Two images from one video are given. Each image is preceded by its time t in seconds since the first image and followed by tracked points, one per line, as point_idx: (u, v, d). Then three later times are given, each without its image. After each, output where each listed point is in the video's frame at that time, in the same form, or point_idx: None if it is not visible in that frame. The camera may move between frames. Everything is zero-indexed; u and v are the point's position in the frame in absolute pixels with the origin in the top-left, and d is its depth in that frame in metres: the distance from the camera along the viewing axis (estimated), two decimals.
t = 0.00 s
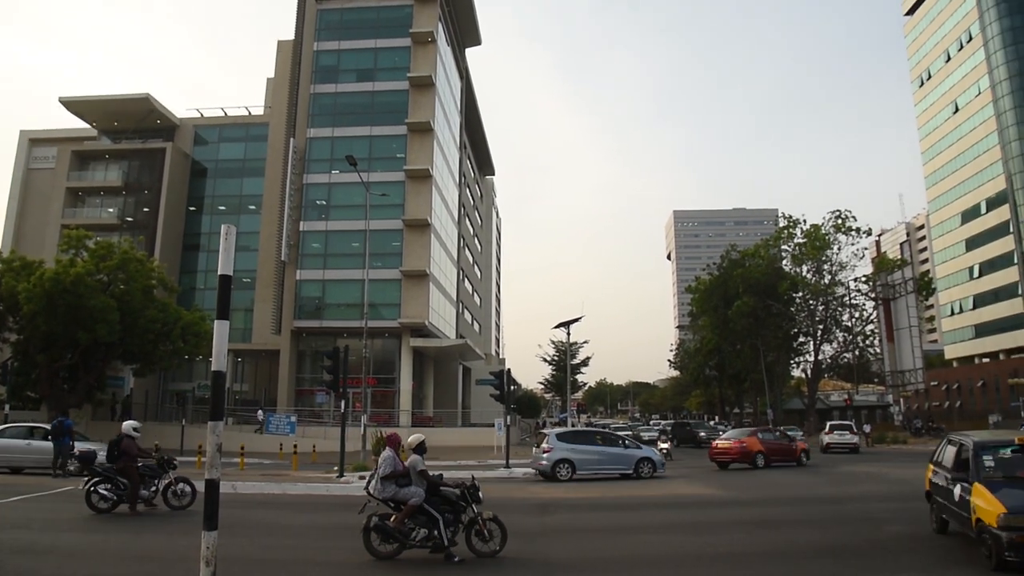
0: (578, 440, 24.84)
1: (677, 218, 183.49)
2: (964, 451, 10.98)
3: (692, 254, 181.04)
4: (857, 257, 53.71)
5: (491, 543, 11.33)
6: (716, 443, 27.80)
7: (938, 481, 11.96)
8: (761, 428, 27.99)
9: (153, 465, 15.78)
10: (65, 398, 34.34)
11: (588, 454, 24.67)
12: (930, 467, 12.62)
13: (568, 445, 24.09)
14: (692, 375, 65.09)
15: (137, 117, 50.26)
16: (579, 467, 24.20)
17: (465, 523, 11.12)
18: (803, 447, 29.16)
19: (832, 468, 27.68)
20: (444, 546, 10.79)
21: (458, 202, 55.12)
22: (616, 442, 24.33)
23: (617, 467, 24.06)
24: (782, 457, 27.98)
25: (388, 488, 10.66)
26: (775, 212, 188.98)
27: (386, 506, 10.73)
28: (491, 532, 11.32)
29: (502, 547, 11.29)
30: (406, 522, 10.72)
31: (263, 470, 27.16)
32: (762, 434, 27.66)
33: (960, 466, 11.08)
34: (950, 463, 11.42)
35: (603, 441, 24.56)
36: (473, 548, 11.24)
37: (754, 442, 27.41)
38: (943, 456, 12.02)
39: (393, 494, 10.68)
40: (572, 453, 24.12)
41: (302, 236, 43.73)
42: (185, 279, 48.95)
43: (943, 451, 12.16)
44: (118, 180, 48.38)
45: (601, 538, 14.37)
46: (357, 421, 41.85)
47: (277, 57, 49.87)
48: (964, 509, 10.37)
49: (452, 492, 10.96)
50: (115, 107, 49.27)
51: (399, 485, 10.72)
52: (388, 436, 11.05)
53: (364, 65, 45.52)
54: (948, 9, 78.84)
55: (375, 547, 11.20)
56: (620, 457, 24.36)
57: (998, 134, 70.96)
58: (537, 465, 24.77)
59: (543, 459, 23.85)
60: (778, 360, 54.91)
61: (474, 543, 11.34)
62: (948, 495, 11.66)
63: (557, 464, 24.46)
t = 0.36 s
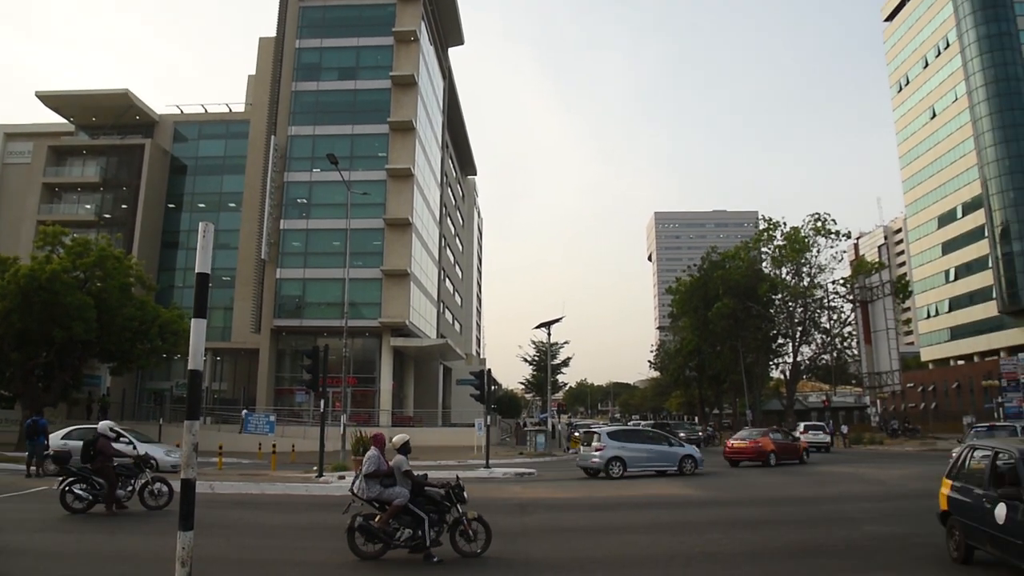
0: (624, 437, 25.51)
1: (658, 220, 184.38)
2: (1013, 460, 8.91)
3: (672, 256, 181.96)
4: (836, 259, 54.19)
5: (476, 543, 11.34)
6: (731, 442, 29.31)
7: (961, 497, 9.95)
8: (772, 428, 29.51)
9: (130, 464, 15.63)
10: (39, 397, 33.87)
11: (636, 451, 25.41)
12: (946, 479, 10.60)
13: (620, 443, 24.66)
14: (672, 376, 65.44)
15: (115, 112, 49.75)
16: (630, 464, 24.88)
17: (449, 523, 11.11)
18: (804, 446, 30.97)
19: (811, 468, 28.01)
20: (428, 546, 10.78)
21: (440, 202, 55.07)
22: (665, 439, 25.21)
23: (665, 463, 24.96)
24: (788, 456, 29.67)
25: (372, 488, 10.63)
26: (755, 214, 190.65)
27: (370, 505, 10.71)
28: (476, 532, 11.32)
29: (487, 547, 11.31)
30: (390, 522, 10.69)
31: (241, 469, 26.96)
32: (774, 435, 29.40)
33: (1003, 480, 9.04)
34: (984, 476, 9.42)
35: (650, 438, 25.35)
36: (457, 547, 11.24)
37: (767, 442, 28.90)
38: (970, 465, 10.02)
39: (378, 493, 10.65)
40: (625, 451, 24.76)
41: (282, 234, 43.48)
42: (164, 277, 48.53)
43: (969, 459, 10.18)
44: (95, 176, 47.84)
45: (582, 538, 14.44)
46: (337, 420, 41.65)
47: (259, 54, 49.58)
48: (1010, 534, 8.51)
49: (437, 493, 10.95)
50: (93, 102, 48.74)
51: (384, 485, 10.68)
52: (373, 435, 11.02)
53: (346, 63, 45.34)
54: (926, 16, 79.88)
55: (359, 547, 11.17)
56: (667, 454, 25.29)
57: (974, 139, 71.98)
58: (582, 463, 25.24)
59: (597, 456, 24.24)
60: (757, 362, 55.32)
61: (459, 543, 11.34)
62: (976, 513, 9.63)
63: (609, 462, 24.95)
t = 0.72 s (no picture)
0: (660, 436, 26.59)
1: (640, 221, 185.29)
2: None
3: (653, 257, 182.79)
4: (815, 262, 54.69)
5: (456, 543, 11.33)
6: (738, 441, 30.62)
7: None
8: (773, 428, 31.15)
9: (104, 464, 15.45)
10: (12, 396, 33.35)
11: (672, 450, 26.51)
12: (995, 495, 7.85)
13: (663, 441, 25.70)
14: (652, 376, 65.76)
15: (92, 108, 49.13)
16: (670, 461, 25.93)
17: (428, 522, 11.10)
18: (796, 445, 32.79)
19: (788, 469, 28.31)
20: (408, 546, 10.75)
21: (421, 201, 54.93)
22: (700, 438, 26.55)
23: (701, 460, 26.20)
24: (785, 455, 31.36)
25: (351, 488, 10.57)
26: (735, 216, 192.20)
27: (349, 506, 10.65)
28: (455, 532, 11.32)
29: (467, 546, 11.32)
30: (370, 522, 10.65)
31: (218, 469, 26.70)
32: (772, 434, 31.33)
33: None
34: None
35: (684, 437, 26.61)
36: (437, 547, 11.24)
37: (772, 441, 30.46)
38: None
39: (357, 494, 10.59)
40: (666, 449, 25.81)
41: (262, 232, 43.18)
42: (142, 274, 48.05)
43: None
44: (72, 171, 47.23)
45: (562, 538, 14.48)
46: (316, 420, 41.41)
47: (240, 51, 49.24)
48: None
49: (416, 493, 10.91)
50: (71, 97, 48.11)
51: (363, 485, 10.63)
52: (350, 435, 10.97)
53: (328, 61, 45.09)
54: (905, 21, 80.85)
55: (338, 547, 11.12)
56: (701, 452, 26.67)
57: (951, 144, 73.00)
58: (621, 461, 26.01)
59: (643, 453, 25.10)
60: (736, 363, 55.74)
61: (438, 542, 11.34)
62: None
63: (651, 459, 25.81)
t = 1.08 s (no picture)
0: (689, 435, 28.05)
1: (622, 222, 186.02)
2: None
3: (634, 258, 183.46)
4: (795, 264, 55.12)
5: (435, 542, 11.31)
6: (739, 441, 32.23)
7: None
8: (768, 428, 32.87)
9: (80, 464, 15.26)
10: None
11: (701, 447, 27.95)
12: None
13: (694, 438, 27.14)
14: (633, 377, 66.05)
15: (70, 102, 48.47)
16: (700, 458, 27.36)
17: (406, 522, 11.07)
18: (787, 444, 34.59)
19: (767, 468, 28.59)
20: (387, 546, 10.72)
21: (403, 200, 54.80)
22: (724, 436, 28.20)
23: (727, 456, 27.70)
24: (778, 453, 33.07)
25: (328, 487, 10.53)
26: (716, 218, 193.56)
27: (324, 505, 10.61)
28: (434, 532, 11.31)
29: (446, 545, 11.31)
30: (347, 521, 10.60)
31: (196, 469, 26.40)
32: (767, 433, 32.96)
33: None
34: None
35: (711, 435, 28.13)
36: (415, 547, 11.21)
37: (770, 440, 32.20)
38: None
39: (334, 493, 10.55)
40: (697, 446, 27.27)
41: (242, 230, 42.84)
42: (120, 272, 47.52)
43: None
44: (48, 166, 46.58)
45: (542, 538, 14.50)
46: (296, 419, 41.16)
47: (221, 47, 48.84)
48: None
49: (394, 492, 10.89)
50: (48, 91, 47.45)
51: (340, 484, 10.60)
52: (325, 434, 10.93)
53: (310, 58, 44.81)
54: (884, 27, 81.80)
55: (316, 547, 11.05)
56: (726, 450, 28.30)
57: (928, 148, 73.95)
58: (653, 459, 27.29)
59: (677, 450, 26.49)
60: (716, 363, 56.13)
61: (416, 542, 11.31)
62: None
63: (683, 456, 27.20)
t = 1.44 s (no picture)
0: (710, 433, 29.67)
1: (604, 222, 186.67)
2: None
3: (616, 258, 184.05)
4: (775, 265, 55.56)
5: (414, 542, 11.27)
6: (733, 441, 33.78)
7: None
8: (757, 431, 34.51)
9: (56, 463, 15.08)
10: None
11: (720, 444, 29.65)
12: None
13: (717, 437, 28.79)
14: (615, 377, 66.30)
15: (47, 97, 47.83)
16: (721, 455, 29.03)
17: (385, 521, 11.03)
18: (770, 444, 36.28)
19: (747, 468, 28.81)
20: (365, 546, 10.67)
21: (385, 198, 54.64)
22: (738, 434, 30.05)
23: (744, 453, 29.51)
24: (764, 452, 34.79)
25: (306, 487, 10.49)
26: (698, 219, 194.77)
27: (303, 505, 10.56)
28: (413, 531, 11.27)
29: (425, 545, 11.27)
30: (325, 521, 10.55)
31: (175, 469, 26.16)
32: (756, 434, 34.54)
33: None
34: None
35: (728, 433, 29.85)
36: (394, 547, 11.17)
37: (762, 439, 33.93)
38: None
39: (312, 493, 10.50)
40: (718, 443, 28.95)
41: (223, 228, 42.50)
42: (98, 269, 47.01)
43: None
44: (24, 161, 45.96)
45: (523, 537, 14.51)
46: (276, 418, 40.94)
47: (202, 43, 48.43)
48: None
49: (372, 491, 10.84)
50: (25, 84, 46.79)
51: (318, 484, 10.56)
52: (304, 433, 10.87)
53: (293, 55, 44.52)
54: (865, 31, 82.59)
55: (294, 547, 10.99)
56: (741, 446, 30.15)
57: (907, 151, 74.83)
58: (678, 456, 28.94)
59: (702, 448, 28.06)
60: (697, 363, 56.46)
61: (395, 542, 11.27)
62: None
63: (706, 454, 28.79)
